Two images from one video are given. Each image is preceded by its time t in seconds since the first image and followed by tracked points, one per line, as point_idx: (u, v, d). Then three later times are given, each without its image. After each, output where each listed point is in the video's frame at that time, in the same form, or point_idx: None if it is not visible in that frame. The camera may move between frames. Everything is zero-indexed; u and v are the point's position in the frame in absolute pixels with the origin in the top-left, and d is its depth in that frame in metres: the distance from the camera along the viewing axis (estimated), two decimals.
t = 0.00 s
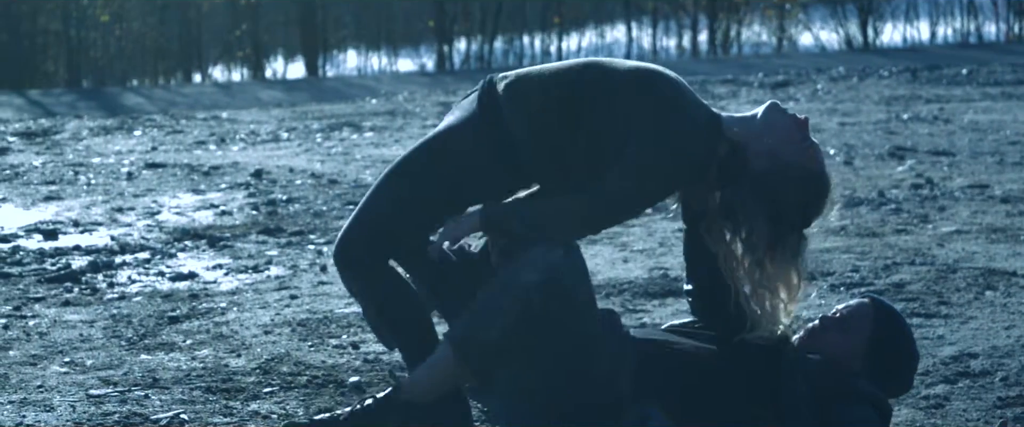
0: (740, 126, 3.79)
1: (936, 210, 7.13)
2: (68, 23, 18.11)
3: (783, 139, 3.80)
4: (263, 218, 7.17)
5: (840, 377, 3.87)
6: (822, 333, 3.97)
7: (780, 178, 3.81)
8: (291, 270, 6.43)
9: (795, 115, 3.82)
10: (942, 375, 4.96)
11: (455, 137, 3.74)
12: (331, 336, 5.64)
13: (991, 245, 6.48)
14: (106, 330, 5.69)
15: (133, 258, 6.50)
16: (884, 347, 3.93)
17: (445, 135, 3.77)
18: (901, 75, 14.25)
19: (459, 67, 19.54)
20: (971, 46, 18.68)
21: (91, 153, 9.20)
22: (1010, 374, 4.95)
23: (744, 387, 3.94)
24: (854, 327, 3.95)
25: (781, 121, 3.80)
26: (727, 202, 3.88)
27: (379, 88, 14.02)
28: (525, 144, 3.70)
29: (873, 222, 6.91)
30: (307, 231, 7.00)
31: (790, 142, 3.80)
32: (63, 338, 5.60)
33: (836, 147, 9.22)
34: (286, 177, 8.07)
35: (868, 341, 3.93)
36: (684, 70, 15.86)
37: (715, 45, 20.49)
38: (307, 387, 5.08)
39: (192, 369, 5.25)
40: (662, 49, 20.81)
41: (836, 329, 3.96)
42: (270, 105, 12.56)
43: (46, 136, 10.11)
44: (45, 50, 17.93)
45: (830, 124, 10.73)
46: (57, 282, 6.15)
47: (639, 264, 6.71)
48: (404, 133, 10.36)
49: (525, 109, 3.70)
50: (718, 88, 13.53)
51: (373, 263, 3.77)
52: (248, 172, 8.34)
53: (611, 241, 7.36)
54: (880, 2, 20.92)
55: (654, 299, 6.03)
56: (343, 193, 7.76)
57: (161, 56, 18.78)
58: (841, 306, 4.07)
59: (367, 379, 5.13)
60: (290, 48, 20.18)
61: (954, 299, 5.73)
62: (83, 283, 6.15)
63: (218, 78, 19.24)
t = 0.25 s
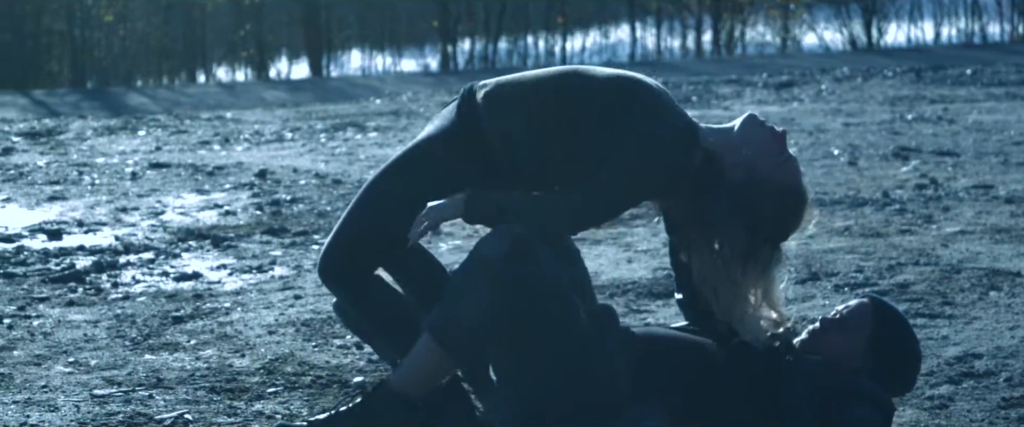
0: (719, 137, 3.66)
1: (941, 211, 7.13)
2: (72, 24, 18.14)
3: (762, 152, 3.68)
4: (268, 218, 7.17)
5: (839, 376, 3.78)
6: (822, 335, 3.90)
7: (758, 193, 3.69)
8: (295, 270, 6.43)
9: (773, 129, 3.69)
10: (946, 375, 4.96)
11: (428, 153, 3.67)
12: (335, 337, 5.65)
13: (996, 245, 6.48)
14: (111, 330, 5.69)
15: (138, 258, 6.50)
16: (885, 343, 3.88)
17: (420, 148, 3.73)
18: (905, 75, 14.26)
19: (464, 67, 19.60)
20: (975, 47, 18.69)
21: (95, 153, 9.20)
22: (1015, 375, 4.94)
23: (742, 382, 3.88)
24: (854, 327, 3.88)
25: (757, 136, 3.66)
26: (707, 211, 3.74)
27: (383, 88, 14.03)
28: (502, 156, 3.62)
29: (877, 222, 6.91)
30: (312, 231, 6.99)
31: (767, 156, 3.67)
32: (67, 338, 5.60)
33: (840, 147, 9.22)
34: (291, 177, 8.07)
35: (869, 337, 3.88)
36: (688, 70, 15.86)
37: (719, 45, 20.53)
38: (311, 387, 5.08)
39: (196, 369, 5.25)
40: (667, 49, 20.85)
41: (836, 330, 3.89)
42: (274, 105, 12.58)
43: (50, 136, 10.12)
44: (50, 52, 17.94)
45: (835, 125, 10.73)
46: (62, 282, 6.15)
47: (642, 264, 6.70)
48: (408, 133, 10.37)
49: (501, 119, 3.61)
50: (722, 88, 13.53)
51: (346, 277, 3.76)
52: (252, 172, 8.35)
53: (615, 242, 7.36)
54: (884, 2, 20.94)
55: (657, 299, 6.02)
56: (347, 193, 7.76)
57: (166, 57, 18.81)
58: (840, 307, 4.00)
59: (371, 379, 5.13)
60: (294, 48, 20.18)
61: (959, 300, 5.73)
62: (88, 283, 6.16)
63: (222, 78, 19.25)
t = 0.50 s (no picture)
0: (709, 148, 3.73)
1: (949, 211, 7.13)
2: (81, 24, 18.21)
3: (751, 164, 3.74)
4: (276, 217, 7.17)
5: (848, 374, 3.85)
6: (830, 339, 4.14)
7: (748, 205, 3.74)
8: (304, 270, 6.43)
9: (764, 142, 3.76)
10: (954, 375, 4.95)
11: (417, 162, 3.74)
12: (344, 336, 5.65)
13: (1004, 245, 6.48)
14: (119, 329, 5.70)
15: (147, 258, 6.50)
16: (894, 343, 4.05)
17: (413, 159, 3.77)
18: (914, 75, 14.25)
19: (472, 66, 19.64)
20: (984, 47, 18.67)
21: (104, 152, 9.22)
22: None
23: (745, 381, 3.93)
24: (863, 330, 4.09)
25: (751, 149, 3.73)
26: (700, 225, 3.77)
27: (392, 88, 14.05)
28: (494, 164, 3.67)
29: (886, 222, 6.90)
30: (320, 230, 6.99)
31: (759, 169, 3.73)
32: (76, 337, 5.60)
33: (848, 147, 9.21)
34: (299, 177, 8.08)
35: (880, 339, 4.06)
36: (697, 71, 15.85)
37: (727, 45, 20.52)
38: (320, 387, 5.08)
39: (205, 369, 5.25)
40: (674, 49, 20.86)
41: (847, 334, 4.11)
42: (283, 105, 12.59)
43: (59, 136, 10.14)
44: (59, 52, 17.95)
45: (843, 124, 10.72)
46: (71, 281, 6.16)
47: (650, 264, 6.70)
48: (416, 132, 10.37)
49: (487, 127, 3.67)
50: (730, 88, 13.52)
51: (337, 289, 3.82)
52: (261, 171, 8.35)
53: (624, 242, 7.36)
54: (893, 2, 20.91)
55: (666, 299, 6.02)
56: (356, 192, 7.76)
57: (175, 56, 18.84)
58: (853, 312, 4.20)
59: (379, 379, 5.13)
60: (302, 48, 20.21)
61: (967, 300, 5.73)
62: (96, 282, 6.16)
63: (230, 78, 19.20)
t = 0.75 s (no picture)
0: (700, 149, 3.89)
1: (958, 211, 7.12)
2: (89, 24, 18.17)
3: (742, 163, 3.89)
4: (284, 217, 7.17)
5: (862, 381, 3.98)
6: (837, 341, 4.15)
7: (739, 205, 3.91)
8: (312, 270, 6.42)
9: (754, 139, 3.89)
10: (963, 375, 4.95)
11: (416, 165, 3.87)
12: (352, 336, 5.65)
13: (1012, 245, 6.47)
14: (128, 329, 5.70)
15: (155, 257, 6.50)
16: (906, 344, 4.05)
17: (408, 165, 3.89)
18: (922, 75, 14.21)
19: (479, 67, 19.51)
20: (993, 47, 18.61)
21: (113, 152, 9.23)
22: None
23: (747, 383, 4.03)
24: (874, 332, 4.08)
25: (740, 147, 3.87)
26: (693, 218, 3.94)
27: (400, 87, 14.04)
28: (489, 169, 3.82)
29: (894, 222, 6.89)
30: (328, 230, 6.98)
31: (748, 168, 3.89)
32: (84, 336, 5.61)
33: (857, 147, 9.19)
34: (307, 177, 8.08)
35: (892, 339, 4.06)
36: (705, 70, 15.83)
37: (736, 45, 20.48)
38: (327, 386, 5.09)
39: (213, 368, 5.25)
40: (683, 50, 20.82)
41: (858, 336, 4.11)
42: (291, 105, 12.58)
43: (68, 136, 10.14)
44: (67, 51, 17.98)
45: (851, 124, 10.71)
46: (79, 281, 6.16)
47: (656, 265, 6.68)
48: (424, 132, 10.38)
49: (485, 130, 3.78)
50: (739, 88, 13.51)
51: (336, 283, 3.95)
52: (269, 171, 8.35)
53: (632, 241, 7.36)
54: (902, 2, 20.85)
55: (675, 299, 6.01)
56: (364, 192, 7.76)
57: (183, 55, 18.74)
58: (865, 312, 4.20)
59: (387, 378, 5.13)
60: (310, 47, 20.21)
61: (976, 300, 5.72)
62: (105, 282, 6.16)
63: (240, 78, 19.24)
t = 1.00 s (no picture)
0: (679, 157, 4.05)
1: (965, 211, 7.11)
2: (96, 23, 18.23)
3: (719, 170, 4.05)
4: (291, 217, 7.17)
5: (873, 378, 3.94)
6: (844, 341, 4.13)
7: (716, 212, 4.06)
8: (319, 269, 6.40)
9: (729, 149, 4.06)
10: (970, 375, 4.94)
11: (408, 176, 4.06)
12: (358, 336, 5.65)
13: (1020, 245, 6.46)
14: (134, 328, 5.70)
15: (161, 257, 6.51)
16: (912, 342, 4.06)
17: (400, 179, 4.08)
18: (929, 75, 14.20)
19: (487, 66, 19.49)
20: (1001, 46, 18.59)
21: (119, 152, 9.23)
22: None
23: (749, 381, 4.13)
24: (882, 330, 4.08)
25: (717, 156, 4.04)
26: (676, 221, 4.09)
27: (407, 87, 14.05)
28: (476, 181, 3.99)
29: (901, 222, 6.89)
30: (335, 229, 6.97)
31: (726, 175, 4.05)
32: (90, 336, 5.61)
33: (863, 147, 9.18)
34: (314, 176, 8.08)
35: (898, 337, 4.07)
36: (712, 70, 15.82)
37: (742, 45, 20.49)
38: (334, 386, 5.09)
39: (220, 368, 5.25)
40: (690, 49, 20.83)
41: (865, 335, 4.10)
42: (298, 105, 12.58)
43: (74, 135, 10.15)
44: (74, 51, 17.98)
45: (858, 124, 10.70)
46: (86, 281, 6.16)
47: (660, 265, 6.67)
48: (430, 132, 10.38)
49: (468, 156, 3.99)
50: (745, 88, 13.50)
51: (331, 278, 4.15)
52: (276, 171, 8.35)
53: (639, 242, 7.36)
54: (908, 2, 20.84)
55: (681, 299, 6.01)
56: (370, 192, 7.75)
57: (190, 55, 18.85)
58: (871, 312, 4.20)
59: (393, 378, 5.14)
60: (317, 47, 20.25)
61: (983, 300, 5.72)
62: (111, 282, 6.16)
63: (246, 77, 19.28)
